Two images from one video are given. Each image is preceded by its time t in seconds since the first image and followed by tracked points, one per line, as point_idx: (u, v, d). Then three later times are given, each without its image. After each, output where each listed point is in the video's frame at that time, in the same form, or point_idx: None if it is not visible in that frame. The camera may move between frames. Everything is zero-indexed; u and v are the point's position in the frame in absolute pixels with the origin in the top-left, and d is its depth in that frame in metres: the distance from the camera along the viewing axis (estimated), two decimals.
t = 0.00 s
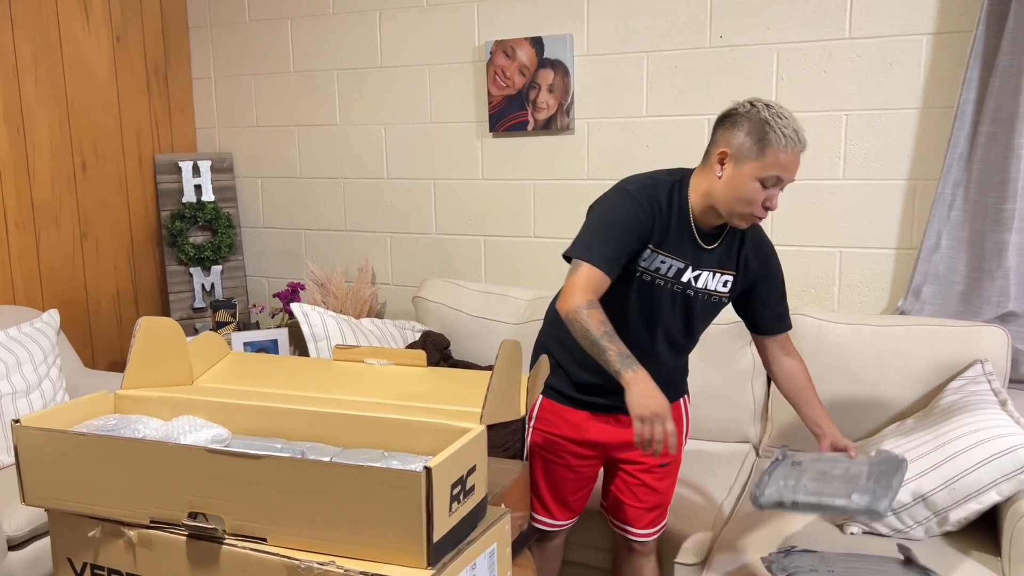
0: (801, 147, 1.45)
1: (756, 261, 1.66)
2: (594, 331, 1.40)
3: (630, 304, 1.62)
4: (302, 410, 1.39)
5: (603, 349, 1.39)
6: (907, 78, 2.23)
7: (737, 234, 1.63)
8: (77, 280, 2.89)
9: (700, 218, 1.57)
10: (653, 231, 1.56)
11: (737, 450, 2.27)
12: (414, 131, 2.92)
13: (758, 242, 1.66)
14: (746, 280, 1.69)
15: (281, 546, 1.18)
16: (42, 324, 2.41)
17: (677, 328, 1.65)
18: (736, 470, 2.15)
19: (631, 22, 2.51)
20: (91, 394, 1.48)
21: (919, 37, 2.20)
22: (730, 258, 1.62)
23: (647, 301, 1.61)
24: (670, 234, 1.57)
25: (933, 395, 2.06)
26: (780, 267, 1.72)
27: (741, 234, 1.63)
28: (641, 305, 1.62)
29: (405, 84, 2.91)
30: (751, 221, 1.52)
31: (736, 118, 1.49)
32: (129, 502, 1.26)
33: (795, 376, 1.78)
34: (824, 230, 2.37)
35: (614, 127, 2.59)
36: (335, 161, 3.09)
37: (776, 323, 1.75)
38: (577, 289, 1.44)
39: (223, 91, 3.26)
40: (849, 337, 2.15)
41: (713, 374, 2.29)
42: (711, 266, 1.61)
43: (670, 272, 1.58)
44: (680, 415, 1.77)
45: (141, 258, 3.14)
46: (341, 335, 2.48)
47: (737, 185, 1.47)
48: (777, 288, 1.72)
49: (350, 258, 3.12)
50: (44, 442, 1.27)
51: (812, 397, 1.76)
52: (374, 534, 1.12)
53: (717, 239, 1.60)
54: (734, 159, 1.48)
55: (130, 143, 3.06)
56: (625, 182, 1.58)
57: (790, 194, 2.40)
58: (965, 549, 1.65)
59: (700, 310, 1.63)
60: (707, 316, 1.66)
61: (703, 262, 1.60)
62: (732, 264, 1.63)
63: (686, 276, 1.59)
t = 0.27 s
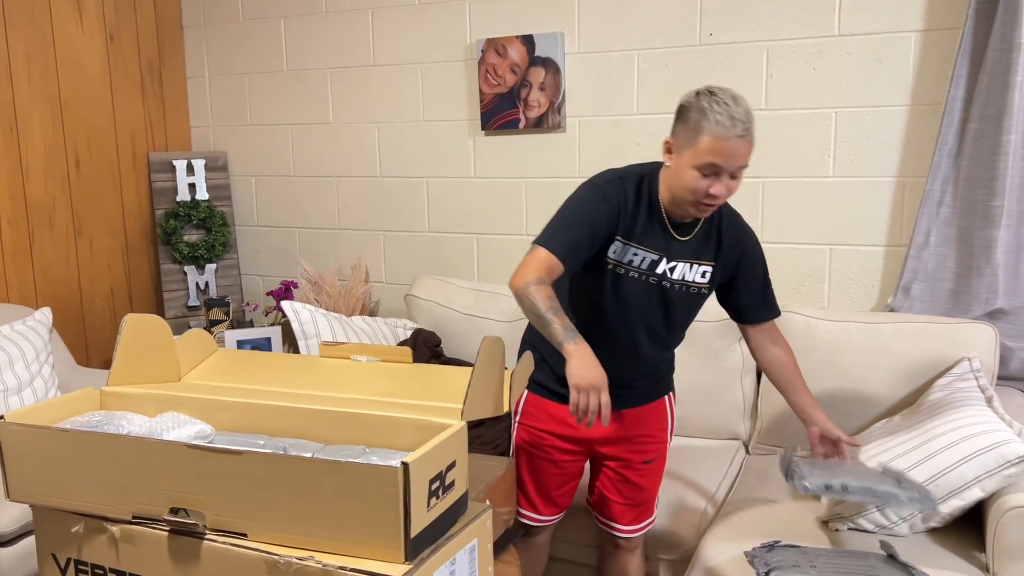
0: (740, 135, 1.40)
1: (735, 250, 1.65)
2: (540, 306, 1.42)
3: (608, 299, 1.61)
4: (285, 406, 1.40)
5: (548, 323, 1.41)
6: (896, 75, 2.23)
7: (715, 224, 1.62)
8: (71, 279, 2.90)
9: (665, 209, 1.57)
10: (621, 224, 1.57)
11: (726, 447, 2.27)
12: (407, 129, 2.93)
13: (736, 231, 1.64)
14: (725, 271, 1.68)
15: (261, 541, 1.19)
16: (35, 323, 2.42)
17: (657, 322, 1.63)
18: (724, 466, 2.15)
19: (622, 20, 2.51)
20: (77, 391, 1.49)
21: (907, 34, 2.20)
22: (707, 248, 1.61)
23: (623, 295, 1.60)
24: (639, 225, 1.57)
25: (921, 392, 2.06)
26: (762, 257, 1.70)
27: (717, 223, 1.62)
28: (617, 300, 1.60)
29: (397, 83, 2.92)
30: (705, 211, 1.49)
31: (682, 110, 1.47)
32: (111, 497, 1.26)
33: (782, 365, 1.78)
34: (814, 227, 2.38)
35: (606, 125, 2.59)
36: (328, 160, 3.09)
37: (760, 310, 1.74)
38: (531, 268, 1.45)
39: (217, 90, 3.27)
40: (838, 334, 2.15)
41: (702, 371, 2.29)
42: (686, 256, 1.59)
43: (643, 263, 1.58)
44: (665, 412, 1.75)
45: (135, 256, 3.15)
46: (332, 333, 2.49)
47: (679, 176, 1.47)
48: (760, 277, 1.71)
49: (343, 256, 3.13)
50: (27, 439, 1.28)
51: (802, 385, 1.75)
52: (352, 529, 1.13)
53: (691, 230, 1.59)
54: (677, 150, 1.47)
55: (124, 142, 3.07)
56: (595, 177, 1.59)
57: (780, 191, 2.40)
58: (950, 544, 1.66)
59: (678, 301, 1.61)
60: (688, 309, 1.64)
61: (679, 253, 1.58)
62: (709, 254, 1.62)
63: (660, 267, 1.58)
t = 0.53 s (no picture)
0: (649, 116, 1.40)
1: (714, 238, 1.61)
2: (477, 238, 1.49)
3: (580, 290, 1.59)
4: (275, 405, 1.40)
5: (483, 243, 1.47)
6: (891, 73, 2.22)
7: (690, 212, 1.59)
8: (70, 278, 2.91)
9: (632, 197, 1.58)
10: (579, 213, 1.60)
11: (721, 446, 2.27)
12: (403, 128, 2.93)
13: (714, 218, 1.61)
14: (705, 261, 1.63)
15: (250, 538, 1.19)
16: (32, 322, 2.43)
17: (637, 315, 1.60)
18: (719, 464, 2.15)
19: (617, 19, 2.51)
20: (70, 389, 1.50)
21: (902, 33, 2.20)
22: (681, 236, 1.58)
23: (597, 285, 1.58)
24: (599, 215, 1.59)
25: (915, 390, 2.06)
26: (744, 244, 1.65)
27: (692, 210, 1.59)
28: (590, 291, 1.58)
29: (394, 82, 2.92)
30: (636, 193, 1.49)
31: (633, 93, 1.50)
32: (101, 495, 1.27)
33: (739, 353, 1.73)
34: (809, 225, 2.37)
35: (602, 124, 2.59)
36: (326, 160, 3.10)
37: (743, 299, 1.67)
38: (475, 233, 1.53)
39: (215, 90, 3.28)
40: (832, 332, 2.15)
41: (697, 369, 2.29)
42: (660, 245, 1.57)
43: (613, 253, 1.56)
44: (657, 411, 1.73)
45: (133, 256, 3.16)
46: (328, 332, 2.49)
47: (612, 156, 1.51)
48: (741, 266, 1.64)
49: (341, 255, 3.14)
50: (18, 437, 1.29)
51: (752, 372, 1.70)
52: (339, 526, 1.13)
53: (663, 217, 1.58)
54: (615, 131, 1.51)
55: (122, 142, 3.08)
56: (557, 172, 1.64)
57: (775, 190, 2.40)
58: (942, 543, 1.66)
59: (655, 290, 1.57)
60: (668, 301, 1.60)
61: (651, 242, 1.57)
62: (686, 242, 1.59)
63: (632, 255, 1.56)
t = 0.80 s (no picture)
0: (588, 108, 1.45)
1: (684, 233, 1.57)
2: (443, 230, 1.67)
3: (553, 282, 1.66)
4: (275, 403, 1.40)
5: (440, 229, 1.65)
6: (893, 71, 2.22)
7: (660, 206, 1.58)
8: (72, 277, 2.91)
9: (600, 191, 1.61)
10: (549, 208, 1.68)
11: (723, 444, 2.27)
12: (405, 127, 2.93)
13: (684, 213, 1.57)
14: (675, 256, 1.58)
15: (248, 536, 1.19)
16: (35, 321, 2.44)
17: (603, 308, 1.62)
18: (721, 462, 2.15)
19: (618, 17, 2.51)
20: (71, 387, 1.50)
21: (903, 30, 2.19)
22: (648, 229, 1.58)
23: (566, 276, 1.64)
24: (567, 209, 1.66)
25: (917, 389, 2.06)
26: (721, 241, 1.57)
27: (659, 203, 1.58)
28: (558, 282, 1.65)
29: (395, 81, 2.92)
30: (597, 188, 1.53)
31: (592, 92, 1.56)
32: (101, 492, 1.27)
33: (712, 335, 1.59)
34: (811, 223, 2.37)
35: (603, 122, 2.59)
36: (328, 159, 3.10)
37: (714, 301, 1.56)
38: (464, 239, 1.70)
39: (217, 89, 3.28)
40: (834, 330, 2.15)
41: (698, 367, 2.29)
42: (625, 238, 1.58)
43: (578, 244, 1.62)
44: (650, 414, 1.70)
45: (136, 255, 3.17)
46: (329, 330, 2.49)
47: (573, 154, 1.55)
48: (714, 263, 1.56)
49: (343, 255, 3.14)
50: (17, 434, 1.29)
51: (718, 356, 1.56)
52: (337, 524, 1.13)
53: (630, 211, 1.59)
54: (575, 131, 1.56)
55: (124, 142, 3.08)
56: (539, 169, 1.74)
57: (777, 188, 2.39)
58: (944, 541, 1.65)
59: (618, 283, 1.58)
60: (636, 296, 1.59)
61: (616, 235, 1.59)
62: (652, 235, 1.57)
63: (594, 247, 1.60)
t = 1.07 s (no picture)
0: (537, 107, 1.51)
1: (643, 227, 1.55)
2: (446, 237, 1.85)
3: (536, 280, 1.73)
4: (285, 400, 1.41)
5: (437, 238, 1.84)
6: (901, 69, 2.21)
7: (623, 201, 1.58)
8: (80, 276, 2.92)
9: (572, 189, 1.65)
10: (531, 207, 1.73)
11: (730, 443, 2.27)
12: (412, 126, 2.94)
13: (644, 206, 1.55)
14: (639, 250, 1.56)
15: (258, 532, 1.20)
16: (44, 320, 2.45)
17: (575, 304, 1.66)
18: (728, 461, 2.15)
19: (625, 16, 2.51)
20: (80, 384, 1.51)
21: (911, 28, 2.19)
22: (610, 224, 1.58)
23: (543, 273, 1.69)
24: (544, 208, 1.70)
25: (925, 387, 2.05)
26: (683, 233, 1.52)
27: (621, 197, 1.58)
28: (538, 278, 1.70)
29: (402, 81, 2.93)
30: (559, 185, 1.57)
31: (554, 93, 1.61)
32: (111, 489, 1.28)
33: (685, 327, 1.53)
34: (818, 222, 2.37)
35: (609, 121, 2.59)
36: (334, 158, 3.11)
37: (671, 294, 1.51)
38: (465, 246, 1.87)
39: (224, 89, 3.29)
40: (842, 329, 2.14)
41: (705, 365, 2.29)
42: (590, 234, 1.60)
43: (550, 241, 1.66)
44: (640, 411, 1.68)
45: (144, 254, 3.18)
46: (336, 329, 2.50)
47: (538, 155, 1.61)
48: (674, 257, 1.51)
49: (350, 254, 3.14)
50: (28, 431, 1.30)
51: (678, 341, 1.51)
52: (346, 520, 1.14)
53: (597, 206, 1.61)
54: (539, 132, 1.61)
55: (132, 141, 3.10)
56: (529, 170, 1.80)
57: (784, 186, 2.39)
58: (952, 540, 1.65)
59: (584, 278, 1.61)
60: (604, 291, 1.60)
61: (582, 231, 1.62)
62: (615, 230, 1.58)
63: (563, 244, 1.64)
